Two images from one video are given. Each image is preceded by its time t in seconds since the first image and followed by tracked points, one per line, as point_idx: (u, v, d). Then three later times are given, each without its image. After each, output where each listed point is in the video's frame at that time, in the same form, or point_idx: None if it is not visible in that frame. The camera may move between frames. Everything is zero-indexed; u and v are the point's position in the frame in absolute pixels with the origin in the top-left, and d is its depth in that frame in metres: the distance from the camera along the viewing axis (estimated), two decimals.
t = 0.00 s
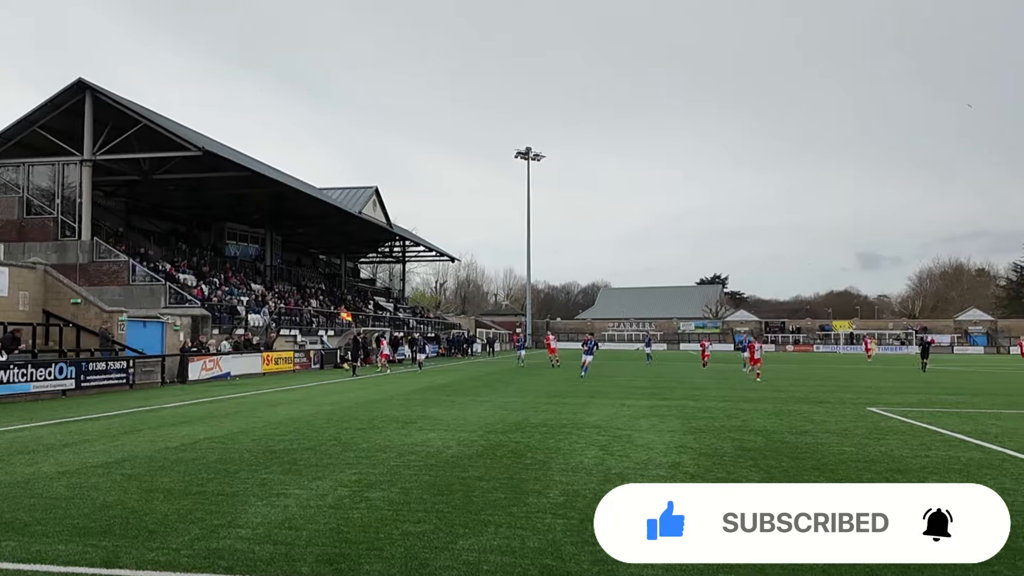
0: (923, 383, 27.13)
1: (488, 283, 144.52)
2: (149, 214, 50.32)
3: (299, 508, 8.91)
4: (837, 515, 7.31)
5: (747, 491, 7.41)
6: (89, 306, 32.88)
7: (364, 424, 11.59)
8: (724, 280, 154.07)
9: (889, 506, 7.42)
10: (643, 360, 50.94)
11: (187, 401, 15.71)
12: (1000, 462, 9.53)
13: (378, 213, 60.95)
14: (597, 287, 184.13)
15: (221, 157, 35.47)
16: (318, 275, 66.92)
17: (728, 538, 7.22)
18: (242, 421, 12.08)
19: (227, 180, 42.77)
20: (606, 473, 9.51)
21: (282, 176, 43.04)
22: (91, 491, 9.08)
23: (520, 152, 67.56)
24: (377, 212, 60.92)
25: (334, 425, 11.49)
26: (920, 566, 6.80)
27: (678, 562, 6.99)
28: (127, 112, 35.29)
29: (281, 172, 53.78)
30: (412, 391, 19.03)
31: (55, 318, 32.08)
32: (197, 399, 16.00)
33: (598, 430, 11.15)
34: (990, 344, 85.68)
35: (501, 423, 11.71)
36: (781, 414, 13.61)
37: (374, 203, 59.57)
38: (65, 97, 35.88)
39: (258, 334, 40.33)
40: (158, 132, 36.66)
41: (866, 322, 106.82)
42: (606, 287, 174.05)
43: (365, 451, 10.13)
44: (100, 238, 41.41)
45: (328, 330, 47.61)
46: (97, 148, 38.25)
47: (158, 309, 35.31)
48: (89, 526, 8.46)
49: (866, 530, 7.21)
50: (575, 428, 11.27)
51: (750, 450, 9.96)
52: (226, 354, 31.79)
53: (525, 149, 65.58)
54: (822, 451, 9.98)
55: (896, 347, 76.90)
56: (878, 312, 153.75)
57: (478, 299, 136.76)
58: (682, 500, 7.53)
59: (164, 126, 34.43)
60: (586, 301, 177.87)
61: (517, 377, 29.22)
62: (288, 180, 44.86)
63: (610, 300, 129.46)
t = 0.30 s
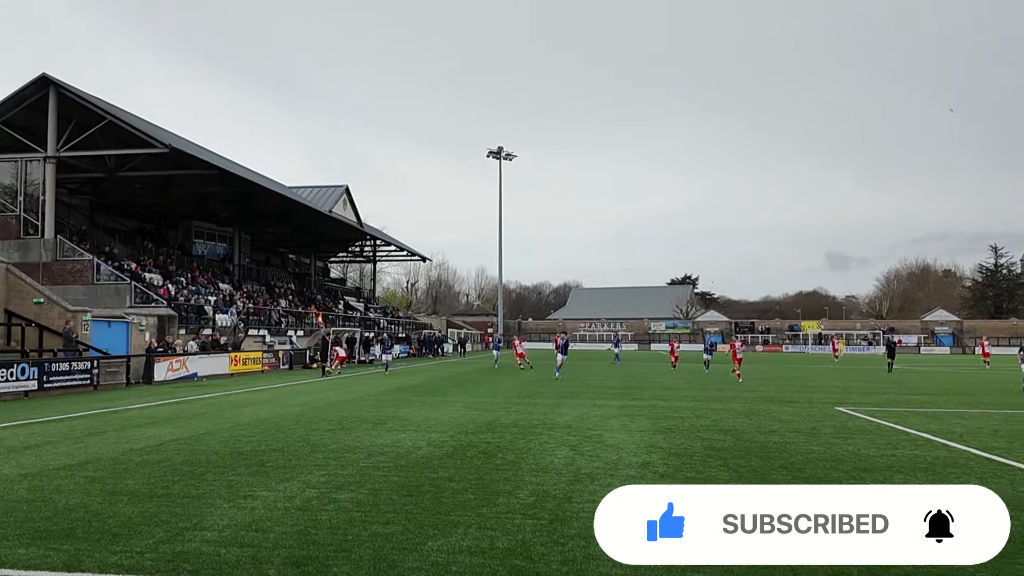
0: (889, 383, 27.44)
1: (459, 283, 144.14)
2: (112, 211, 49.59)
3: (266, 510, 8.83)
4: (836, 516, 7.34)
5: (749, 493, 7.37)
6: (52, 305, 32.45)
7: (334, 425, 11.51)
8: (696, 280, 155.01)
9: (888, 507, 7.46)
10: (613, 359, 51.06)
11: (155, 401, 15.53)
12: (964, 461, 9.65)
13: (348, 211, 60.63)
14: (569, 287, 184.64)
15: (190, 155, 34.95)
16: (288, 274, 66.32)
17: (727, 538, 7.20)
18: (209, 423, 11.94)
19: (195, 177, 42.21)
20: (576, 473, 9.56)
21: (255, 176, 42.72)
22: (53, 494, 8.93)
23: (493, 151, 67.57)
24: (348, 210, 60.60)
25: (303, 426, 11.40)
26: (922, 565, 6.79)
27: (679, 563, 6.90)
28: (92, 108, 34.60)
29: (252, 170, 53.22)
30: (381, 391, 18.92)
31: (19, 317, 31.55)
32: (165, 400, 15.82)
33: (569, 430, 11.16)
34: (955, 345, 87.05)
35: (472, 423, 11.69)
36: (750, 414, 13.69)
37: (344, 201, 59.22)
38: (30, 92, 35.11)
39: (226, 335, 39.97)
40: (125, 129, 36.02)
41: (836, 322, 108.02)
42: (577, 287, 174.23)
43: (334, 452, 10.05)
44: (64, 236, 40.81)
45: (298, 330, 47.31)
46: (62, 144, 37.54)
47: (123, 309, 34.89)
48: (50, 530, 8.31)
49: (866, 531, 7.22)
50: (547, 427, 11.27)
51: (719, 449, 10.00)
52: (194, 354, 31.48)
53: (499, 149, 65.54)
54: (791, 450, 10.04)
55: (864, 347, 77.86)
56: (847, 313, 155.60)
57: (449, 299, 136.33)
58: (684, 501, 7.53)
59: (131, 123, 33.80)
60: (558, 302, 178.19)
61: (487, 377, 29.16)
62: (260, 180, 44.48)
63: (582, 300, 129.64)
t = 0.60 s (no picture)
0: (854, 383, 27.80)
1: (430, 283, 143.80)
2: (76, 209, 48.74)
3: (232, 513, 8.74)
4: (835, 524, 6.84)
5: (755, 497, 6.75)
6: (13, 305, 31.84)
7: (302, 427, 11.42)
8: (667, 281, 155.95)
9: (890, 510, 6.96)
10: (582, 360, 51.26)
11: (119, 403, 15.29)
12: (929, 461, 9.76)
13: (316, 210, 60.24)
14: (540, 288, 184.93)
15: (156, 152, 34.43)
16: (256, 274, 65.69)
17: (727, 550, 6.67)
18: (174, 424, 11.80)
19: (161, 175, 41.61)
20: (545, 474, 9.56)
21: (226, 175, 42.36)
22: (13, 498, 8.77)
23: (464, 151, 67.54)
24: (316, 209, 60.21)
25: (270, 428, 11.30)
26: None
27: None
28: (55, 104, 33.91)
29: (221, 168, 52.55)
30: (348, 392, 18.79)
31: None
32: (130, 402, 15.59)
33: (538, 430, 11.18)
34: (919, 345, 88.26)
35: (441, 424, 11.66)
36: (718, 414, 13.75)
37: (311, 200, 58.78)
38: None
39: (192, 335, 39.56)
40: (88, 125, 35.34)
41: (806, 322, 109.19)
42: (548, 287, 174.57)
43: (302, 453, 9.97)
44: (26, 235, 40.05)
45: (265, 331, 46.92)
46: (24, 141, 36.70)
47: (85, 309, 34.34)
48: (10, 534, 8.15)
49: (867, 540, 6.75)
50: (516, 428, 11.27)
51: (687, 449, 10.05)
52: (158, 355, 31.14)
53: (470, 148, 65.51)
54: (757, 449, 10.11)
55: (832, 348, 78.89)
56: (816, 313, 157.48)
57: (420, 299, 135.95)
58: (682, 503, 6.95)
59: (95, 119, 33.16)
60: (530, 302, 178.45)
61: (454, 377, 29.07)
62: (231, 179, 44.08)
63: (553, 301, 129.90)
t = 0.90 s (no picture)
0: (818, 383, 28.16)
1: (401, 283, 143.43)
2: (38, 206, 47.80)
3: (197, 515, 8.65)
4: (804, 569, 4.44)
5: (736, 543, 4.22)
6: None
7: (269, 428, 11.32)
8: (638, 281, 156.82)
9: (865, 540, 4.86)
10: (551, 360, 51.45)
11: (82, 404, 15.02)
12: (894, 460, 9.88)
13: (284, 208, 59.86)
14: (511, 289, 185.31)
15: (121, 149, 33.91)
16: (224, 273, 65.09)
17: None
18: (139, 426, 11.65)
19: (126, 172, 40.97)
20: (515, 474, 9.57)
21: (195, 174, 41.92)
22: None
23: (435, 150, 67.38)
24: (284, 208, 59.82)
25: (237, 429, 11.19)
26: None
27: None
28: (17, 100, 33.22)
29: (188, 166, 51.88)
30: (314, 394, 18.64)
31: None
32: (94, 403, 15.33)
33: (509, 430, 11.18)
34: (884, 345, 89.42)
35: (411, 424, 11.62)
36: (687, 414, 13.81)
37: (280, 199, 58.39)
38: None
39: (158, 335, 39.09)
40: (51, 122, 34.68)
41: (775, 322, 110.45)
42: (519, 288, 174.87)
43: (268, 454, 9.89)
44: None
45: (232, 331, 46.45)
46: None
47: (48, 309, 33.69)
48: None
49: None
50: (486, 428, 11.26)
51: (656, 448, 10.10)
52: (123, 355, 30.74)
53: (441, 147, 65.32)
54: (725, 448, 10.17)
55: (800, 348, 79.96)
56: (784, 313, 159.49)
57: (390, 299, 135.53)
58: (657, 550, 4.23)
59: (59, 115, 32.56)
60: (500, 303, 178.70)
61: (422, 378, 28.97)
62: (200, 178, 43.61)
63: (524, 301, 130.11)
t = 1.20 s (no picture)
0: (785, 383, 28.43)
1: (370, 283, 142.81)
2: None
3: (162, 518, 8.55)
4: None
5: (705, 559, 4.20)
6: None
7: (236, 429, 11.22)
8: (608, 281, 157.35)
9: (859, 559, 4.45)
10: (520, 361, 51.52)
11: (41, 407, 14.74)
12: (860, 459, 9.99)
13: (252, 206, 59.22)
14: (482, 289, 185.24)
15: (85, 146, 33.33)
16: (190, 272, 64.29)
17: None
18: (101, 428, 11.48)
19: (90, 170, 40.27)
20: (484, 475, 9.58)
21: (167, 171, 41.50)
22: None
23: (406, 148, 67.08)
24: (252, 205, 59.18)
25: (202, 431, 11.07)
26: None
27: None
28: None
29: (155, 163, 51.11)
30: (280, 395, 18.44)
31: None
32: (53, 406, 15.05)
33: (478, 431, 11.18)
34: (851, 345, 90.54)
35: (381, 425, 11.57)
36: (656, 414, 13.86)
37: (249, 197, 57.73)
38: None
39: (122, 335, 38.59)
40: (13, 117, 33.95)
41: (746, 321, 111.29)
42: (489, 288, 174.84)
43: (235, 457, 9.82)
44: None
45: (198, 331, 45.96)
46: None
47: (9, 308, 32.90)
48: None
49: None
50: (456, 429, 11.25)
51: (624, 449, 10.15)
52: (86, 356, 30.31)
53: (413, 145, 65.01)
54: (693, 448, 10.23)
55: (769, 348, 80.73)
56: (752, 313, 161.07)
57: (360, 298, 134.78)
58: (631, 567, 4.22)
59: (21, 111, 31.89)
60: (471, 303, 178.76)
61: (388, 379, 28.83)
62: (170, 176, 43.11)
63: (495, 301, 130.11)
